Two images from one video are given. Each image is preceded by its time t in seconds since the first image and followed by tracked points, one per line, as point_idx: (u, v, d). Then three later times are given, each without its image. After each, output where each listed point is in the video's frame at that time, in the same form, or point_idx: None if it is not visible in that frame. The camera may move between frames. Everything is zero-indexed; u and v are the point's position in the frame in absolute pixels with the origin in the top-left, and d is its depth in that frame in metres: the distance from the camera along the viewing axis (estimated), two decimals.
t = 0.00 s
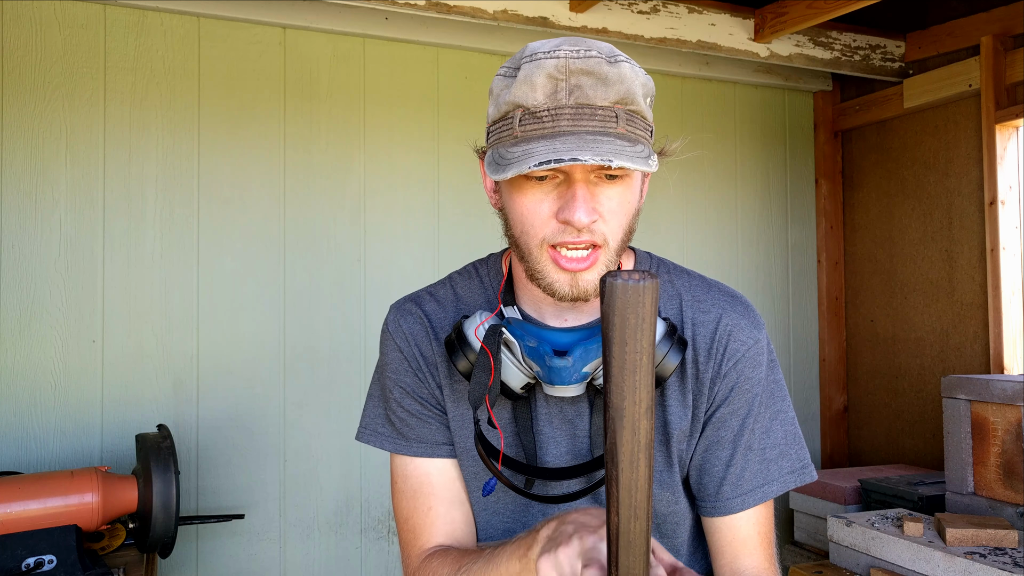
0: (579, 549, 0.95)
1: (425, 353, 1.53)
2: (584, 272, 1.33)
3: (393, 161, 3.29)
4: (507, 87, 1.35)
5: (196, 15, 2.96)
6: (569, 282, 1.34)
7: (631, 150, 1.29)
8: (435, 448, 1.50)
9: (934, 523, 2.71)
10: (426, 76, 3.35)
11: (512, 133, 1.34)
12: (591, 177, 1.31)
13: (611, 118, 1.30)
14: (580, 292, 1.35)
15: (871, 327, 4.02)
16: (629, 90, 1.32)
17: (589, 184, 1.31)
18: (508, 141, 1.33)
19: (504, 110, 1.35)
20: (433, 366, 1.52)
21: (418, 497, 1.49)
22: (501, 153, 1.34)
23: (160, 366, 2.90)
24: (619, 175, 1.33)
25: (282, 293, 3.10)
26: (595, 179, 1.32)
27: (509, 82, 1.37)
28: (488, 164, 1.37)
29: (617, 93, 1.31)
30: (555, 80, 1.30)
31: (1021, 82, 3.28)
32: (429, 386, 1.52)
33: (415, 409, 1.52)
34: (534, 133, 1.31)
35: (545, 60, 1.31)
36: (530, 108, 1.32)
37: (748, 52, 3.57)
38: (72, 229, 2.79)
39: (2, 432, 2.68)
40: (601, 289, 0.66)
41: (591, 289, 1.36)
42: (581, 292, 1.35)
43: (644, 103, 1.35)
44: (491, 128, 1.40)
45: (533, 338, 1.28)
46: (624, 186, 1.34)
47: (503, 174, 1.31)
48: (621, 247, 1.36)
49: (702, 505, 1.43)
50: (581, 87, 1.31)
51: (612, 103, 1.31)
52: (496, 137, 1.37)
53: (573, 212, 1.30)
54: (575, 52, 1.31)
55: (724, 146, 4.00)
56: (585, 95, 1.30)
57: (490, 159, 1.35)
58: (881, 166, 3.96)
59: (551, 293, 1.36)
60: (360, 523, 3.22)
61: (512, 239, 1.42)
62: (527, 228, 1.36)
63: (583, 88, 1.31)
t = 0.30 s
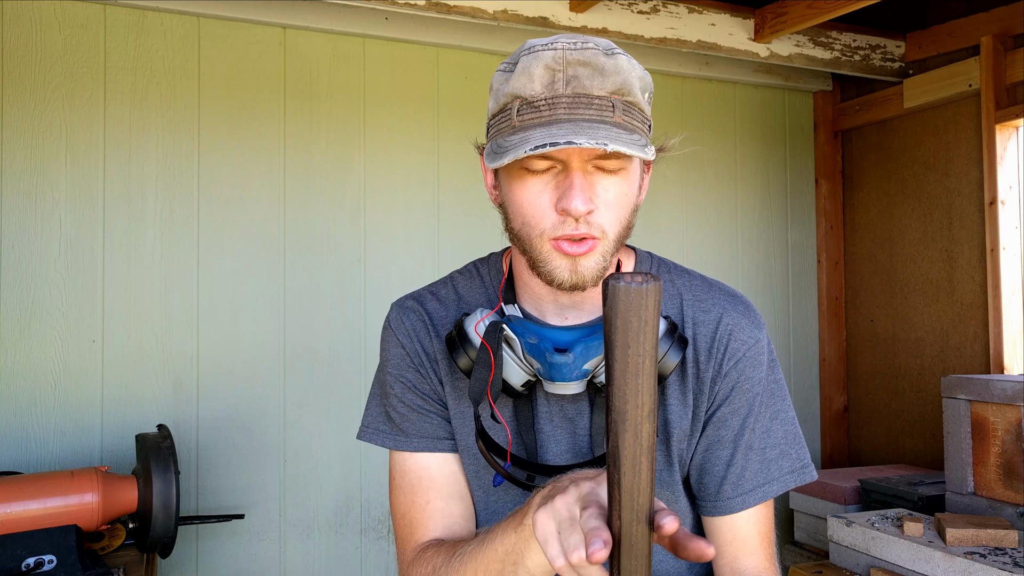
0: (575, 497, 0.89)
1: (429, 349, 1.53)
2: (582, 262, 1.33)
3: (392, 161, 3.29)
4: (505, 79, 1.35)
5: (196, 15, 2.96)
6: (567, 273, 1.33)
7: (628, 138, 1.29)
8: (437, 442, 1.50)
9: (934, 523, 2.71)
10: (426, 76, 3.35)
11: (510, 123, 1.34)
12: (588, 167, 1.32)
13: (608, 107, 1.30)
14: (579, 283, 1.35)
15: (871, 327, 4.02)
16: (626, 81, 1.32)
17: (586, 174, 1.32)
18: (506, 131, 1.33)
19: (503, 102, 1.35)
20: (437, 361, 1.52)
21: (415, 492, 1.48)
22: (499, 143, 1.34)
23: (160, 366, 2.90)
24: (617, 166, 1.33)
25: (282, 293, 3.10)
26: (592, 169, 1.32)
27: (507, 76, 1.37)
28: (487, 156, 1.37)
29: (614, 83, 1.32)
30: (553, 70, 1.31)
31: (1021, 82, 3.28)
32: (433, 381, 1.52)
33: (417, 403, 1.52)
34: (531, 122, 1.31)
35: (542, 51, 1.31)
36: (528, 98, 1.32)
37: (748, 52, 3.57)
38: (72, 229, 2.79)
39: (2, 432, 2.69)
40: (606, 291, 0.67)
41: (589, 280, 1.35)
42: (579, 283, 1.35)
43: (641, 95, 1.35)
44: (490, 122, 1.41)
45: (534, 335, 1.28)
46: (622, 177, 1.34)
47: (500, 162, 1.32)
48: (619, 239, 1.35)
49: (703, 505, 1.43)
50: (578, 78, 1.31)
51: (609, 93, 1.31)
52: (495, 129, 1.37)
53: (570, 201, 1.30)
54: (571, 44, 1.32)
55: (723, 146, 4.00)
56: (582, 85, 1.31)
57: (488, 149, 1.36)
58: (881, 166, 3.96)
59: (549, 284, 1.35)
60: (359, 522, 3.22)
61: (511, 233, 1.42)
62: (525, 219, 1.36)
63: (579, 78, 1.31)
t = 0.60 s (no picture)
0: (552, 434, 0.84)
1: (433, 325, 1.50)
2: (584, 257, 1.33)
3: (393, 161, 3.29)
4: (513, 74, 1.36)
5: (196, 15, 2.96)
6: (569, 267, 1.34)
7: (633, 134, 1.30)
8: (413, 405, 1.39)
9: (934, 523, 2.71)
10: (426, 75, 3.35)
11: (517, 117, 1.35)
12: (593, 162, 1.33)
13: (614, 104, 1.31)
14: (581, 278, 1.35)
15: (871, 327, 4.02)
16: (633, 79, 1.33)
17: (591, 169, 1.33)
18: (513, 125, 1.34)
19: (510, 97, 1.36)
20: (441, 338, 1.49)
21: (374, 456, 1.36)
22: (506, 137, 1.35)
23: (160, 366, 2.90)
24: (622, 162, 1.34)
25: (283, 293, 3.10)
26: (597, 165, 1.33)
27: (515, 71, 1.38)
28: (494, 149, 1.39)
29: (621, 80, 1.32)
30: (560, 66, 1.32)
31: (1021, 82, 3.28)
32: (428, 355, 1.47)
33: (404, 363, 1.43)
34: (538, 116, 1.31)
35: (551, 47, 1.32)
36: (536, 93, 1.32)
37: (748, 52, 3.57)
38: (72, 228, 2.79)
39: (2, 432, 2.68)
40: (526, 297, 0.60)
41: (591, 276, 1.35)
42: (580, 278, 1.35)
43: (648, 94, 1.36)
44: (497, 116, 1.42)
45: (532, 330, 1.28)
46: (626, 174, 1.35)
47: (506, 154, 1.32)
48: (622, 235, 1.36)
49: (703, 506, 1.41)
50: (586, 73, 1.32)
51: (615, 89, 1.32)
52: (502, 124, 1.38)
53: (574, 194, 1.31)
54: (580, 41, 1.32)
55: (724, 146, 4.00)
56: (589, 81, 1.31)
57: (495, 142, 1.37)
58: (881, 166, 3.96)
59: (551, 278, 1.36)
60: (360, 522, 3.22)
61: (514, 227, 1.42)
62: (528, 212, 1.36)
63: (587, 74, 1.32)
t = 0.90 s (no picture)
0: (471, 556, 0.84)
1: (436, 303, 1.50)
2: (595, 245, 1.34)
3: (393, 161, 3.29)
4: (537, 63, 1.37)
5: (196, 15, 2.96)
6: (580, 255, 1.34)
7: (653, 128, 1.32)
8: (387, 364, 1.40)
9: (934, 523, 2.71)
10: (427, 76, 3.35)
11: (538, 105, 1.35)
12: (611, 153, 1.35)
13: (635, 98, 1.33)
14: (591, 267, 1.35)
15: (871, 327, 4.03)
16: (654, 77, 1.35)
17: (609, 160, 1.34)
18: (534, 112, 1.35)
19: (532, 86, 1.37)
20: (439, 313, 1.49)
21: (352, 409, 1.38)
22: (525, 123, 1.36)
23: (160, 366, 2.90)
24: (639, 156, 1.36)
25: (283, 293, 3.10)
26: (615, 157, 1.35)
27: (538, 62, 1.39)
28: (512, 135, 1.39)
29: (643, 77, 1.34)
30: (586, 58, 1.33)
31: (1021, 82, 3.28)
32: (422, 323, 1.48)
33: (397, 325, 1.45)
34: (560, 104, 1.32)
35: (577, 40, 1.34)
36: (559, 82, 1.34)
37: (748, 52, 3.57)
38: (72, 228, 2.79)
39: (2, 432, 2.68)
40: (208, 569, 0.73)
41: (600, 267, 1.36)
42: (590, 268, 1.35)
43: (667, 94, 1.38)
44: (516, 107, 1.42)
45: (541, 322, 1.28)
46: (642, 169, 1.37)
47: (527, 138, 1.33)
48: (633, 228, 1.37)
49: (695, 509, 1.43)
50: (610, 67, 1.33)
51: (637, 85, 1.34)
52: (521, 112, 1.38)
53: (592, 182, 1.32)
54: (605, 36, 1.34)
55: (724, 146, 4.00)
56: (612, 74, 1.33)
57: (514, 128, 1.37)
58: (881, 166, 3.97)
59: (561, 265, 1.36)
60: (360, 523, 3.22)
61: (525, 216, 1.42)
62: (542, 198, 1.36)
63: (610, 67, 1.33)
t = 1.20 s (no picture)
0: None
1: (427, 336, 1.49)
2: (597, 244, 1.34)
3: (392, 161, 3.29)
4: (542, 60, 1.36)
5: (196, 15, 2.96)
6: (582, 254, 1.34)
7: (657, 128, 1.32)
8: (397, 427, 1.43)
9: (934, 523, 2.71)
10: (427, 76, 3.35)
11: (543, 103, 1.35)
12: (614, 153, 1.35)
13: (640, 98, 1.33)
14: (593, 266, 1.35)
15: (871, 327, 4.03)
16: (659, 77, 1.35)
17: (612, 159, 1.34)
18: (539, 110, 1.34)
19: (536, 84, 1.37)
20: (434, 347, 1.48)
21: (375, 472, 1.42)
22: (530, 120, 1.36)
23: (159, 366, 2.90)
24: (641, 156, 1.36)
25: (282, 293, 3.10)
26: (617, 156, 1.35)
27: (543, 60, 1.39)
28: (516, 132, 1.39)
29: (648, 76, 1.34)
30: (591, 57, 1.33)
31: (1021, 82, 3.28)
32: (418, 368, 1.48)
33: (395, 382, 1.46)
34: (565, 102, 1.32)
35: (583, 38, 1.34)
36: (564, 80, 1.33)
37: (748, 52, 3.57)
38: (72, 228, 2.79)
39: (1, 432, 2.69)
40: None
41: (602, 266, 1.36)
42: (592, 267, 1.35)
43: (670, 95, 1.38)
44: (519, 104, 1.42)
45: (547, 325, 1.29)
46: (644, 169, 1.37)
47: (532, 135, 1.33)
48: (635, 227, 1.37)
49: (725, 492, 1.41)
50: (615, 66, 1.33)
51: (642, 85, 1.34)
52: (525, 109, 1.38)
53: (595, 180, 1.32)
54: (612, 35, 1.34)
55: (724, 146, 4.00)
56: (618, 73, 1.33)
57: (518, 125, 1.37)
58: (881, 165, 3.96)
59: (563, 263, 1.36)
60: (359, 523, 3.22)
61: (526, 215, 1.42)
62: (545, 196, 1.36)
63: (616, 67, 1.33)
